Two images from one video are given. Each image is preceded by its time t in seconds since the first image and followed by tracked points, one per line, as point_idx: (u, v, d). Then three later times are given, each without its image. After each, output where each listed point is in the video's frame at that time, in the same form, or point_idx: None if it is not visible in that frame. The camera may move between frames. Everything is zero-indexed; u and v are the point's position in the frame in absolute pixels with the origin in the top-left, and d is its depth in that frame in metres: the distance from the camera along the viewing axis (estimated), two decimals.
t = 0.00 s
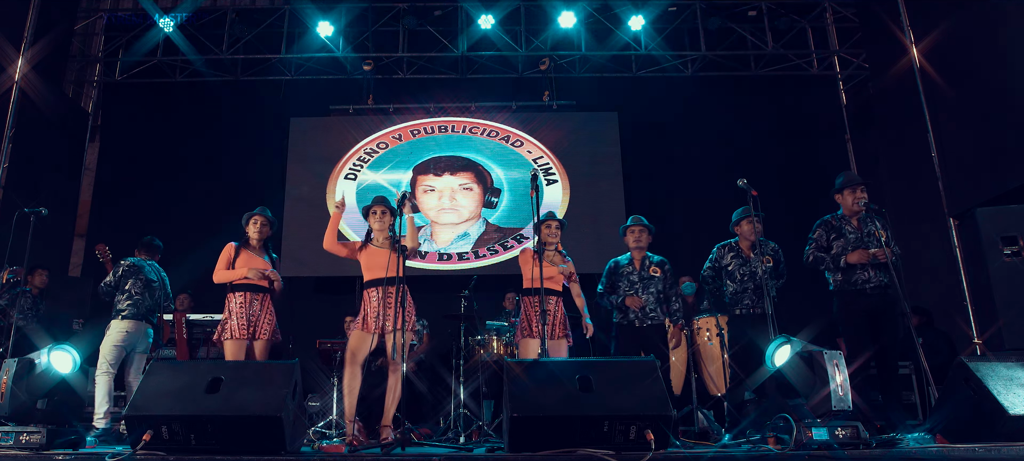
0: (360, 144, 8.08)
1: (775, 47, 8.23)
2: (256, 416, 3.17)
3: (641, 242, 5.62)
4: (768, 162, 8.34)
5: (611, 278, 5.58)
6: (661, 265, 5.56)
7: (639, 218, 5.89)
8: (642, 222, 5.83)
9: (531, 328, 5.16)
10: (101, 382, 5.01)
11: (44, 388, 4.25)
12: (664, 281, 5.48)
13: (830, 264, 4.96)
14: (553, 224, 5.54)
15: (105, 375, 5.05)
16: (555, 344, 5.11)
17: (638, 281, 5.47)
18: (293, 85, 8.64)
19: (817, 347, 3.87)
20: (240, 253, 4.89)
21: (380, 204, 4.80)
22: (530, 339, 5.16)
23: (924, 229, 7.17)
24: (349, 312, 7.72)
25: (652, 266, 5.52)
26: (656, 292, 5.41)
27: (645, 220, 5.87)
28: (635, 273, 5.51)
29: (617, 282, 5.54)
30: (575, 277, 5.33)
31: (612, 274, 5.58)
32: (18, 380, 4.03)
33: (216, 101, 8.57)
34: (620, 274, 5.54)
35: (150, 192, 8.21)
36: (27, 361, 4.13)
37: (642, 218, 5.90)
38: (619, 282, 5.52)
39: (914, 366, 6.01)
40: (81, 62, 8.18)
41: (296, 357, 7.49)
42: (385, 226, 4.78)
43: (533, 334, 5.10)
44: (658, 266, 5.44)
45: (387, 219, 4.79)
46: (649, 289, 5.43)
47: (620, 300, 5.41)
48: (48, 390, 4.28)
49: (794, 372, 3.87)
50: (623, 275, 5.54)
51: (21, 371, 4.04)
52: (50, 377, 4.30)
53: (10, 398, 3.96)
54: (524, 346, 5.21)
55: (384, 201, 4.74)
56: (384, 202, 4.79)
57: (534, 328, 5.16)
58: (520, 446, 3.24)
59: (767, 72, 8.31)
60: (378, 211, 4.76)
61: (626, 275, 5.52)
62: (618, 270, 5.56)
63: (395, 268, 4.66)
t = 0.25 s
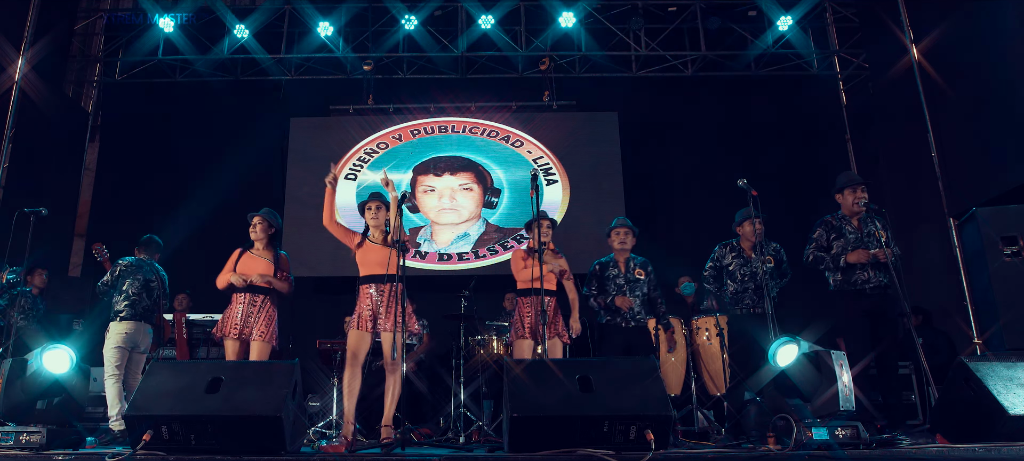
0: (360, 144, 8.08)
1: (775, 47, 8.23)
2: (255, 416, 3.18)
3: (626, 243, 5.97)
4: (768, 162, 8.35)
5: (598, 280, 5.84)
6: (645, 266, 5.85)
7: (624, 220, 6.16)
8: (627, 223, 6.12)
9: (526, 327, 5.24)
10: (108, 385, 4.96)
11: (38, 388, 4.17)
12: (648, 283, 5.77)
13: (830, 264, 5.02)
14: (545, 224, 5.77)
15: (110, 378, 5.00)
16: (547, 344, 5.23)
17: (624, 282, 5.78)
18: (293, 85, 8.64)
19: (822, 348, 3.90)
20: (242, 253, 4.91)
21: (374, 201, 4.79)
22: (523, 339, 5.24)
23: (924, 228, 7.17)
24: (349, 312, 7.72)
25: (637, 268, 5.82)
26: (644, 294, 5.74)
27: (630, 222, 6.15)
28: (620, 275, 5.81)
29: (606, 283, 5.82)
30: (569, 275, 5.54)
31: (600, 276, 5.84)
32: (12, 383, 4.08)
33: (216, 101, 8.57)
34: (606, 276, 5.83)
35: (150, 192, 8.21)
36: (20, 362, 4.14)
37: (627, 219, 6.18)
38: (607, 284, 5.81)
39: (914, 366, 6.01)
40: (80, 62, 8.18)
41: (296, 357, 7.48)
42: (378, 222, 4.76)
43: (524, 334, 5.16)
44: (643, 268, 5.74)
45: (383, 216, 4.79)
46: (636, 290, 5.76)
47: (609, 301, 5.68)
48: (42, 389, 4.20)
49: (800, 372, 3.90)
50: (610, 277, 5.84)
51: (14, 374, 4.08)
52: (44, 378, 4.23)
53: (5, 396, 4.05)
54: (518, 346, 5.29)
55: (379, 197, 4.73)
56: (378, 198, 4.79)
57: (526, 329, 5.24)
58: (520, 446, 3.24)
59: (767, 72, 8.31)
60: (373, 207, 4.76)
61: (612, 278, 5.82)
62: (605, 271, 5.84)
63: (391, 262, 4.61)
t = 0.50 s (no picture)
0: (360, 144, 8.08)
1: (775, 47, 8.23)
2: (255, 416, 3.17)
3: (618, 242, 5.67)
4: (768, 162, 8.35)
5: (590, 279, 5.57)
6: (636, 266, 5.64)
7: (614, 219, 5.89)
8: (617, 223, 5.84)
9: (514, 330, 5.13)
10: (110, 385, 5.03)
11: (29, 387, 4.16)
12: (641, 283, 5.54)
13: (830, 264, 4.97)
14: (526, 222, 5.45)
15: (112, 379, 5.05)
16: (534, 347, 5.11)
17: (619, 282, 5.51)
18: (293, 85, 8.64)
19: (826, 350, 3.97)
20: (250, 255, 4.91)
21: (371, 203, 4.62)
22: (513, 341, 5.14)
23: (924, 228, 7.17)
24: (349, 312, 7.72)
25: (630, 268, 5.56)
26: (638, 294, 5.49)
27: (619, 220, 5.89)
28: (614, 275, 5.54)
29: (598, 284, 5.54)
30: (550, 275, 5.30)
31: (592, 276, 5.57)
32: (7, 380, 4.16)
33: (216, 101, 8.58)
34: (599, 276, 5.55)
35: (150, 192, 8.22)
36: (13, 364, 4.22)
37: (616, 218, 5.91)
38: (600, 285, 5.53)
39: (914, 366, 6.02)
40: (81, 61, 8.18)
41: (296, 356, 7.49)
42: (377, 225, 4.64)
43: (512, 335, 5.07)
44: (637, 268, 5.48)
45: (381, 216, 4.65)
46: (630, 291, 5.50)
47: (603, 304, 5.42)
48: (34, 389, 4.20)
49: (809, 376, 3.87)
50: (603, 277, 5.55)
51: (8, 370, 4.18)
52: (35, 378, 4.21)
53: None
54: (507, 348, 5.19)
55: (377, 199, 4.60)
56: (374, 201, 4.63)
57: (514, 330, 5.14)
58: (520, 446, 3.25)
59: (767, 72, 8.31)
60: (368, 209, 4.61)
61: (606, 278, 5.54)
62: (597, 271, 5.56)
63: (385, 265, 4.59)
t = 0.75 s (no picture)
0: (360, 144, 8.08)
1: (774, 47, 8.23)
2: (255, 416, 3.17)
3: (618, 243, 5.62)
4: (768, 162, 8.35)
5: (589, 279, 5.53)
6: (635, 266, 5.64)
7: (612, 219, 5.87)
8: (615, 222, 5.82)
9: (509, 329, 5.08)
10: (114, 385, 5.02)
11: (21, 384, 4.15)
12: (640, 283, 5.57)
13: (831, 265, 5.00)
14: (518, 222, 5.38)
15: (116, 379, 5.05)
16: (530, 346, 5.05)
17: (619, 283, 5.49)
18: (293, 85, 8.64)
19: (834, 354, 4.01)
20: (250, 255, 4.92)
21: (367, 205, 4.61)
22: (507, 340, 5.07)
23: (924, 228, 7.17)
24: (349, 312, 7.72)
25: (630, 268, 5.55)
26: (638, 294, 5.50)
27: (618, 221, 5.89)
28: (614, 276, 5.51)
29: (599, 284, 5.49)
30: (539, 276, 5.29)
31: (593, 276, 5.52)
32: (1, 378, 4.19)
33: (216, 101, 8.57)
34: (600, 276, 5.50)
35: (150, 192, 8.21)
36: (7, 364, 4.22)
37: (616, 218, 5.90)
38: (601, 286, 5.47)
39: (914, 366, 6.03)
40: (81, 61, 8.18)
41: (297, 357, 7.49)
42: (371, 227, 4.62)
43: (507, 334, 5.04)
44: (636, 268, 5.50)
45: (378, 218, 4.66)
46: (631, 291, 5.51)
47: (605, 304, 5.39)
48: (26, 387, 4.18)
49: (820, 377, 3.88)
50: (604, 278, 5.51)
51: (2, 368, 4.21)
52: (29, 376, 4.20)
53: None
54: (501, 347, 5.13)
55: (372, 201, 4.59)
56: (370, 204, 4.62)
57: (509, 328, 5.08)
58: (520, 446, 3.24)
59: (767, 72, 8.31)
60: (363, 211, 4.58)
61: (607, 279, 5.50)
62: (598, 272, 5.51)
63: (382, 267, 4.59)
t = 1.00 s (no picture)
0: (360, 144, 8.08)
1: (774, 47, 8.23)
2: (255, 416, 3.17)
3: (625, 243, 5.94)
4: (768, 162, 8.35)
5: (596, 279, 5.77)
6: (642, 267, 5.88)
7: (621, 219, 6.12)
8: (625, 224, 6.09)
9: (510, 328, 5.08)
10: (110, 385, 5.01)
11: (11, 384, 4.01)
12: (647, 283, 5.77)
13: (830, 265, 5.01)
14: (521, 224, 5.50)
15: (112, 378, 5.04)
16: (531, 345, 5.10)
17: (625, 282, 5.74)
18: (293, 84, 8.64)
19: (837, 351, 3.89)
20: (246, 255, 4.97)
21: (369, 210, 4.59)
22: (507, 339, 5.08)
23: (924, 228, 7.17)
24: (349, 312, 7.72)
25: (636, 268, 5.80)
26: (644, 293, 5.69)
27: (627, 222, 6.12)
28: (621, 275, 5.76)
29: (605, 283, 5.75)
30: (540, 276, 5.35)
31: (599, 276, 5.77)
32: None
33: (216, 101, 8.57)
34: (606, 276, 5.76)
35: (150, 192, 8.21)
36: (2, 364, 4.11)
37: (624, 219, 6.13)
38: (606, 285, 5.73)
39: (914, 366, 6.03)
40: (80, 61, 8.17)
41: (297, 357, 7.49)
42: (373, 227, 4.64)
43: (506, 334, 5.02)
44: (643, 268, 5.74)
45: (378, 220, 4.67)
46: (637, 290, 5.71)
47: (611, 303, 5.60)
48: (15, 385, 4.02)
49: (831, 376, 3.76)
50: (610, 277, 5.76)
51: None
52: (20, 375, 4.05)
53: None
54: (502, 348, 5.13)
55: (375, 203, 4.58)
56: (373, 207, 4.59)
57: (510, 328, 5.08)
58: (520, 446, 3.25)
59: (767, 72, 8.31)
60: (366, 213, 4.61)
61: (613, 278, 5.75)
62: (604, 272, 5.77)
63: (382, 267, 4.60)
